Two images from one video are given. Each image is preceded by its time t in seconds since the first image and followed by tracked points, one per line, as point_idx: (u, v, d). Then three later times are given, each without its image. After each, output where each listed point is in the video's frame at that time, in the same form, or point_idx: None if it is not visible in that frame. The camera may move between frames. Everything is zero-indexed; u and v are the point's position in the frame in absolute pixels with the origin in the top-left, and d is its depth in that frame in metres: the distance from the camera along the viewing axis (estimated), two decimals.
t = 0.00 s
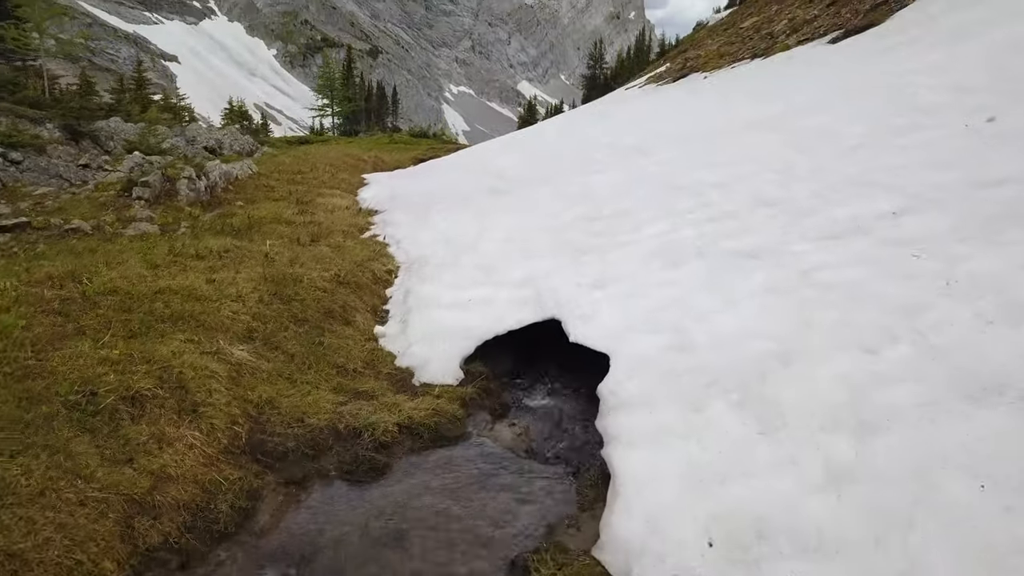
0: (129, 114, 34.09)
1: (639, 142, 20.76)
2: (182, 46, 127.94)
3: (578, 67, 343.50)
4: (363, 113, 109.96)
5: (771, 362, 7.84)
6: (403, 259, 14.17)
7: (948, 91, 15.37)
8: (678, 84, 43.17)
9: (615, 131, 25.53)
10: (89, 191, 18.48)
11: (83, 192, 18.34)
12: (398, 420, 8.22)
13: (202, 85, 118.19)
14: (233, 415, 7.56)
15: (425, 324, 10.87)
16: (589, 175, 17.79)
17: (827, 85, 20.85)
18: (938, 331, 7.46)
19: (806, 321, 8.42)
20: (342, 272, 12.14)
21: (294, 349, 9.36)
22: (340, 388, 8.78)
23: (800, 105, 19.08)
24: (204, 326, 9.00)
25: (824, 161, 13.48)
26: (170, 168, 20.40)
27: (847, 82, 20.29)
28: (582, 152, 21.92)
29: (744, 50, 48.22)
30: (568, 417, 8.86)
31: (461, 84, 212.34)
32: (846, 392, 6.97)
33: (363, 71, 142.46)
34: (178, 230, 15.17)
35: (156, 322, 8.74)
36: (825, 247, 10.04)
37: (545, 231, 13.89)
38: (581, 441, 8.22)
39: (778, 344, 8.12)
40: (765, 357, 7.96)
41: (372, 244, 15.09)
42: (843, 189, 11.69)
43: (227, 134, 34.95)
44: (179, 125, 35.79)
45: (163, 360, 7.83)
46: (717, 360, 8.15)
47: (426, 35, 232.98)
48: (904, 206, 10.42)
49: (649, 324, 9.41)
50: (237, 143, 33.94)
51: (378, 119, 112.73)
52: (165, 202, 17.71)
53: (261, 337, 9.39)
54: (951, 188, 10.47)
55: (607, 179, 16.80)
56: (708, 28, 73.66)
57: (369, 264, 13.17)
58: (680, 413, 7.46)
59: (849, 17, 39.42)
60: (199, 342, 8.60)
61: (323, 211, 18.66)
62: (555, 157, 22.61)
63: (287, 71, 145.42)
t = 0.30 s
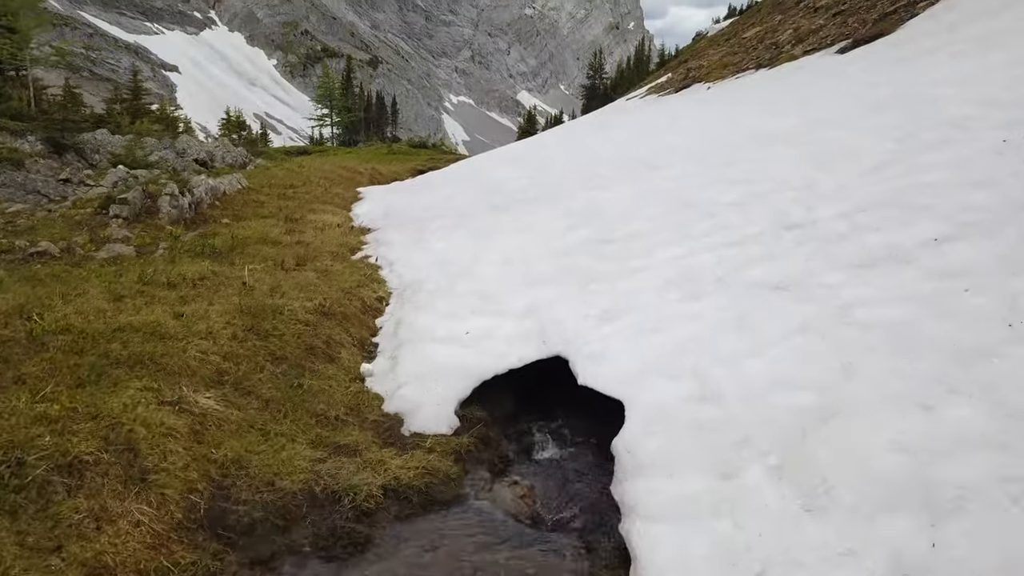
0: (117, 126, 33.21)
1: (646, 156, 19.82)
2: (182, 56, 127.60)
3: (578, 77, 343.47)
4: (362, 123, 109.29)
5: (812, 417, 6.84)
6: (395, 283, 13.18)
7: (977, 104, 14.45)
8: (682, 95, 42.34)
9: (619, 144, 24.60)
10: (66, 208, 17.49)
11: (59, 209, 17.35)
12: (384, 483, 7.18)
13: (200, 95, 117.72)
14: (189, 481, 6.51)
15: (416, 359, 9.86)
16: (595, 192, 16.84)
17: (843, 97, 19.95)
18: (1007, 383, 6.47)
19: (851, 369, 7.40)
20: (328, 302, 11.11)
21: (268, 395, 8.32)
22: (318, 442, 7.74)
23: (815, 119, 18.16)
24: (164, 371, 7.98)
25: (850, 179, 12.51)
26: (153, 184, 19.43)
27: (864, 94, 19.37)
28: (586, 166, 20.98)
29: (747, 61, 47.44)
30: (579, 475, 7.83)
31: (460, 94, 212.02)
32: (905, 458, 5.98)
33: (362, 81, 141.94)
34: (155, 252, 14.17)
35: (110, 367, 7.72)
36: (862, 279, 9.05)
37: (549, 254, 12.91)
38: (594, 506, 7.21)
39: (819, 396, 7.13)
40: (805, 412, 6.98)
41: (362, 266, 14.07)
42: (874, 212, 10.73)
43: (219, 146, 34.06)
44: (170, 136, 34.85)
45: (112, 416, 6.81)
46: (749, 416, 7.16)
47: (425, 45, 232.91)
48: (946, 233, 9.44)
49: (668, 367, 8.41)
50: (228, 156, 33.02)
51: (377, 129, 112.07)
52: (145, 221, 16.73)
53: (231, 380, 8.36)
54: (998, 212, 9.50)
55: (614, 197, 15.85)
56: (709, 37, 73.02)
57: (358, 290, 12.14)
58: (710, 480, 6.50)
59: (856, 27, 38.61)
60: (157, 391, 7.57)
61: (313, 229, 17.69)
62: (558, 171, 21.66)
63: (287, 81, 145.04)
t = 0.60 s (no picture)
0: (106, 138, 32.31)
1: (654, 171, 18.82)
2: (181, 66, 127.20)
3: (578, 87, 343.46)
4: (361, 133, 108.60)
5: (870, 489, 5.80)
6: (386, 309, 12.15)
7: (1011, 115, 13.47)
8: (686, 105, 41.46)
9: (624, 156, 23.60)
10: (39, 224, 16.48)
11: (31, 227, 16.34)
12: (365, 563, 6.13)
13: (199, 105, 117.21)
14: (130, 567, 5.47)
15: (405, 400, 8.81)
16: (601, 210, 15.83)
17: (860, 107, 19.00)
18: None
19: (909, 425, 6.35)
20: (310, 335, 10.06)
21: (236, 451, 7.27)
22: (292, 509, 6.69)
23: (833, 130, 17.19)
24: (115, 424, 6.95)
25: (880, 199, 11.50)
26: (134, 198, 18.43)
27: (883, 105, 18.38)
28: (591, 180, 19.97)
29: (752, 70, 46.61)
30: (592, 546, 6.78)
31: (460, 104, 211.65)
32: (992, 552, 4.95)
33: (361, 91, 141.35)
34: (128, 275, 13.13)
35: (49, 424, 6.68)
36: (908, 313, 8.01)
37: (554, 278, 11.88)
38: None
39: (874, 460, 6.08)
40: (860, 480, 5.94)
41: (352, 291, 13.04)
42: (912, 237, 9.72)
43: (211, 158, 33.13)
44: (161, 147, 33.90)
45: (41, 490, 5.80)
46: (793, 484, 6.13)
47: (426, 55, 232.73)
48: (1000, 262, 8.41)
49: (692, 417, 7.34)
50: (221, 168, 32.08)
51: (376, 139, 111.37)
52: (122, 239, 15.72)
53: (193, 433, 7.31)
54: None
55: (622, 216, 14.83)
56: (712, 47, 72.23)
57: (345, 319, 11.10)
58: (751, 570, 5.53)
59: (864, 36, 37.69)
60: (103, 451, 6.54)
61: (302, 249, 16.68)
62: (561, 185, 20.64)
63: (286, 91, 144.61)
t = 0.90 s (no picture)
0: (94, 150, 31.40)
1: (662, 185, 17.80)
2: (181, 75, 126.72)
3: (578, 97, 343.20)
4: (361, 143, 107.93)
5: None
6: (374, 339, 11.12)
7: None
8: (690, 115, 40.58)
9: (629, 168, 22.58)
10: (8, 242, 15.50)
11: None
12: None
13: (198, 115, 116.65)
14: None
15: (389, 451, 7.77)
16: (606, 228, 14.79)
17: (877, 118, 18.02)
18: None
19: (984, 500, 5.28)
20: (286, 373, 9.02)
21: (188, 520, 6.21)
22: None
23: (851, 142, 16.19)
24: (41, 494, 5.93)
25: (914, 219, 10.46)
26: (112, 214, 17.46)
27: (904, 115, 17.34)
28: (595, 195, 18.95)
29: (757, 79, 45.77)
30: None
31: (460, 114, 211.27)
32: None
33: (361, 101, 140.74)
34: (95, 300, 12.12)
35: None
36: (963, 353, 6.94)
37: (556, 305, 10.84)
38: None
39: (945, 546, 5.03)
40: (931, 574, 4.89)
41: (336, 318, 11.99)
42: (957, 263, 8.67)
43: (202, 170, 32.18)
44: (151, 159, 33.01)
45: None
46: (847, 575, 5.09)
47: (426, 64, 232.94)
48: None
49: (719, 481, 6.29)
50: (211, 180, 31.09)
51: (375, 150, 110.71)
52: (94, 259, 14.73)
53: (137, 499, 6.26)
54: None
55: (629, 235, 13.79)
56: (715, 55, 71.42)
57: (325, 352, 10.06)
58: None
59: (873, 44, 36.74)
60: (22, 529, 5.50)
61: (286, 269, 15.65)
62: (563, 200, 19.63)
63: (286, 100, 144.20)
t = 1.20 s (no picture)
0: (80, 162, 30.41)
1: (670, 199, 16.81)
2: (181, 85, 126.08)
3: (578, 106, 343.07)
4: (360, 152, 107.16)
5: None
6: (358, 374, 10.05)
7: None
8: (694, 125, 39.73)
9: (633, 181, 21.60)
10: None
11: None
12: None
13: (198, 124, 115.94)
14: None
15: (368, 514, 6.71)
16: (612, 247, 13.78)
17: (897, 128, 17.06)
18: None
19: None
20: (256, 419, 7.94)
21: None
22: None
23: (872, 155, 15.22)
24: None
25: (956, 242, 9.44)
26: (86, 230, 16.41)
27: (927, 125, 16.38)
28: (598, 210, 17.95)
29: (761, 89, 44.95)
30: None
31: (459, 123, 210.81)
32: None
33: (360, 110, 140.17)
34: (53, 327, 11.05)
35: None
36: None
37: (560, 335, 9.82)
38: None
39: None
40: None
41: (318, 348, 10.94)
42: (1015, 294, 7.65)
43: (191, 181, 31.15)
44: (139, 170, 32.00)
45: None
46: None
47: (426, 74, 232.73)
48: None
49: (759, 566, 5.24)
50: (201, 193, 30.10)
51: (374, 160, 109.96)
52: (61, 280, 13.66)
53: None
54: None
55: (637, 255, 12.79)
56: (716, 64, 70.63)
57: (302, 391, 9.00)
58: None
59: (881, 52, 35.85)
60: None
61: (269, 290, 14.61)
62: (565, 214, 18.63)
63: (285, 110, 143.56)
